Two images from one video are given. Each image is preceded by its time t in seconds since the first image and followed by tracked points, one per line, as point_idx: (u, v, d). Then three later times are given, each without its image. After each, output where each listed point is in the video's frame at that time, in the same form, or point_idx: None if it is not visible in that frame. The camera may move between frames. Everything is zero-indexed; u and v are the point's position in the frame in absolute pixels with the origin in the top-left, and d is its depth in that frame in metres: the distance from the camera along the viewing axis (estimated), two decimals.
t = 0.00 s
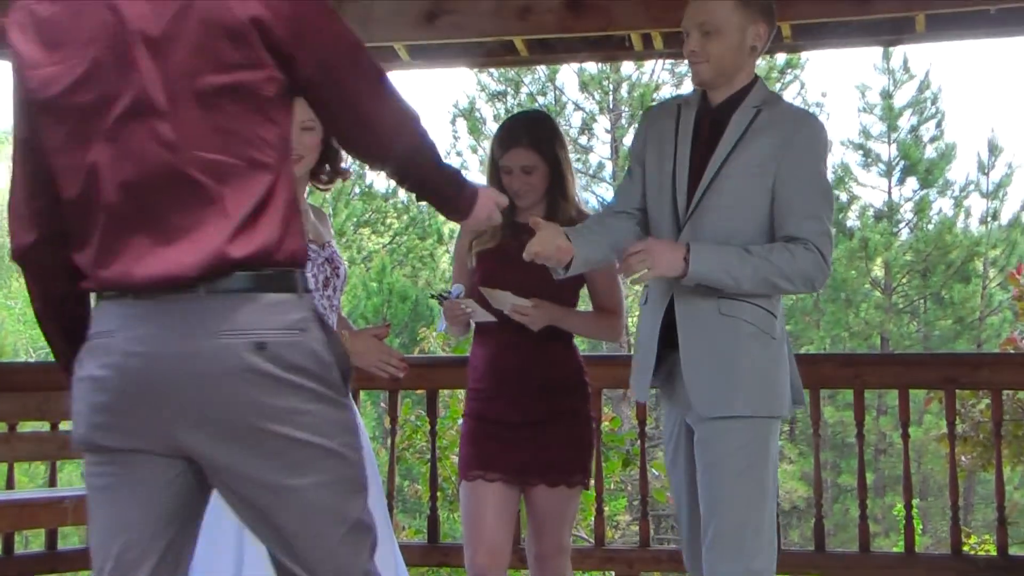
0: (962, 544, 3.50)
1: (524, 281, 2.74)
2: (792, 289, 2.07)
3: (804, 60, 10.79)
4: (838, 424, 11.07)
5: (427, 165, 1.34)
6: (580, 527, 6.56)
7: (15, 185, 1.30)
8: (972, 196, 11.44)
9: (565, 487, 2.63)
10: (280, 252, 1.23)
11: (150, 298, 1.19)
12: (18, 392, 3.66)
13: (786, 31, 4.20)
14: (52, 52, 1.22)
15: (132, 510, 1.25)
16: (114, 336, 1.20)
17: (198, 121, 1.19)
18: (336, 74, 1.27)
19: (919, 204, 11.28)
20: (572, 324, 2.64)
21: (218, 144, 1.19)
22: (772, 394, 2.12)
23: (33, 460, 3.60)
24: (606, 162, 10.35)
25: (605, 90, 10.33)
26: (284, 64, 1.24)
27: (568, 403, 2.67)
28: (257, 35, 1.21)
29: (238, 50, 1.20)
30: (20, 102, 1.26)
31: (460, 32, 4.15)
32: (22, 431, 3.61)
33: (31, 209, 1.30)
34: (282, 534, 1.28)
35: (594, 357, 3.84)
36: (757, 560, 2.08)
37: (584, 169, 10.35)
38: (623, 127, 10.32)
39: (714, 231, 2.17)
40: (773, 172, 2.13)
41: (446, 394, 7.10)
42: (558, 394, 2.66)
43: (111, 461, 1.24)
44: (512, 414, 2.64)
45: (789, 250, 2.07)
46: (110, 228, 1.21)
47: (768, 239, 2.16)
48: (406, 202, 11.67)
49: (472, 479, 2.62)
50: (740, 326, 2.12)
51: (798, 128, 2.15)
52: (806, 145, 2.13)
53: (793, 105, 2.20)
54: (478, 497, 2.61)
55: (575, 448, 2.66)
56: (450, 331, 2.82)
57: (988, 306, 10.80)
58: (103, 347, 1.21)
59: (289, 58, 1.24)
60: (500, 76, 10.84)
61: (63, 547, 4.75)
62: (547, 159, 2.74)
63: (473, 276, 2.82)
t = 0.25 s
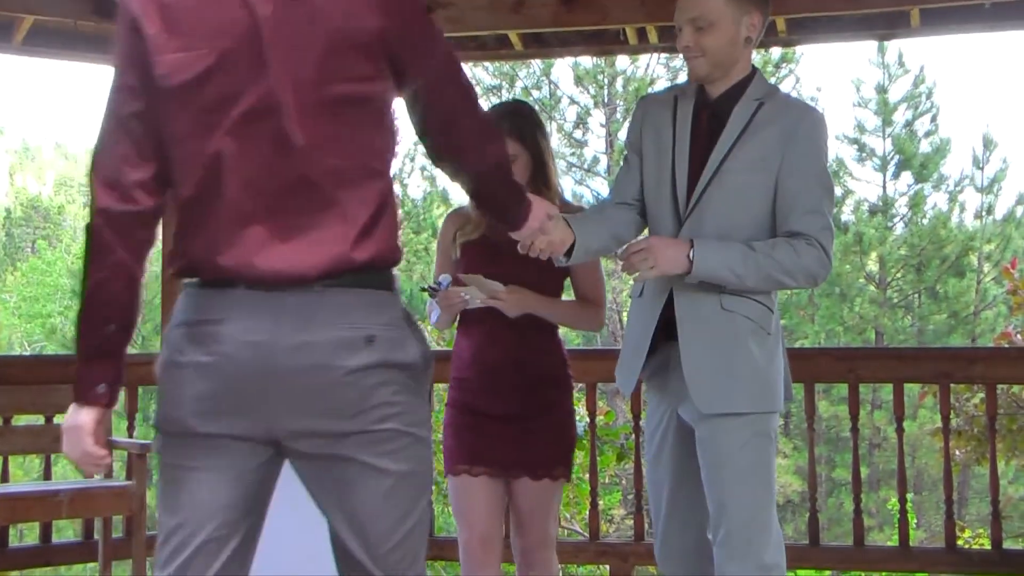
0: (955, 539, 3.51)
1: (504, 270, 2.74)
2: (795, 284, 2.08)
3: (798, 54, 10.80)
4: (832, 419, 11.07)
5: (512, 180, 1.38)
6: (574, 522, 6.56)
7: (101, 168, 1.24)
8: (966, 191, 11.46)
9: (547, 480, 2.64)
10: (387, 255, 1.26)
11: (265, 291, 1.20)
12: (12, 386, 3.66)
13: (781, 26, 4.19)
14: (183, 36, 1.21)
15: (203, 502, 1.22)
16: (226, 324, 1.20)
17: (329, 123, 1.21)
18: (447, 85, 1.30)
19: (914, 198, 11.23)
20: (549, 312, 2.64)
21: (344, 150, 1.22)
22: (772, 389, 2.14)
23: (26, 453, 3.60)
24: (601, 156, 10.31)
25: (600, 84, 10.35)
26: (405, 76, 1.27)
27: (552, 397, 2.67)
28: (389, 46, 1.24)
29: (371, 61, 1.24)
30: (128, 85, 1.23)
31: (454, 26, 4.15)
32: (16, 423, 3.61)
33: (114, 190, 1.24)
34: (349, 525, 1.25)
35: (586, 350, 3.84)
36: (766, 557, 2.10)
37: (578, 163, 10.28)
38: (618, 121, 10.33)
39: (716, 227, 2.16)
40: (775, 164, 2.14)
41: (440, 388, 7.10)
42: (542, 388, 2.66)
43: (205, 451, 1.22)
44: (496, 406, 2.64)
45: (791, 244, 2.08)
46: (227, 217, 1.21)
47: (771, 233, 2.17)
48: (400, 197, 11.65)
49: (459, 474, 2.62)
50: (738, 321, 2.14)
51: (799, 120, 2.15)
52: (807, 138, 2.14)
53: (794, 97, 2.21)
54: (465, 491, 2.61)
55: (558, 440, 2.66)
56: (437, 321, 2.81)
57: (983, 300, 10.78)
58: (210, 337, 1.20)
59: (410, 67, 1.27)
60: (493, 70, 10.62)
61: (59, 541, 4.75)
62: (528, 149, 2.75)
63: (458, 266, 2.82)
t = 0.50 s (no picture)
0: (952, 536, 3.50)
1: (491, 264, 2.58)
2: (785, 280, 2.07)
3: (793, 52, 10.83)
4: (828, 415, 11.08)
5: (562, 207, 1.40)
6: (569, 518, 6.57)
7: (186, 130, 1.19)
8: (962, 188, 11.40)
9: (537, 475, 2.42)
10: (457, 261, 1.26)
11: (349, 278, 1.19)
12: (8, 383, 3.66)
13: (777, 23, 4.17)
14: (301, 11, 1.20)
15: (263, 480, 1.19)
16: (304, 306, 1.18)
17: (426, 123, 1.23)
18: (531, 107, 1.33)
19: (910, 196, 11.13)
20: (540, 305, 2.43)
21: (431, 148, 1.24)
22: (765, 387, 2.13)
23: (21, 450, 3.60)
24: (597, 153, 10.32)
25: (596, 81, 10.34)
26: (494, 91, 1.30)
27: (541, 393, 2.48)
28: (491, 59, 1.28)
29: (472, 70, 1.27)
30: (228, 56, 1.20)
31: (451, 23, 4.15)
32: (11, 420, 3.61)
33: (205, 147, 1.18)
34: (395, 507, 1.23)
35: (581, 346, 3.84)
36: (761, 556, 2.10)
37: (574, 160, 10.30)
38: (614, 118, 10.32)
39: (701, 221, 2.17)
40: (765, 160, 2.13)
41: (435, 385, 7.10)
42: (532, 381, 2.47)
43: (272, 437, 1.19)
44: (485, 398, 2.45)
45: (782, 240, 2.07)
46: (317, 197, 1.19)
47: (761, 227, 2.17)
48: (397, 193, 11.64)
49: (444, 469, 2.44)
50: (729, 319, 2.13)
51: (793, 116, 2.14)
52: (799, 133, 2.12)
53: (788, 93, 2.19)
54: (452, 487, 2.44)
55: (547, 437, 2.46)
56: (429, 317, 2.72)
57: (978, 298, 10.80)
58: (287, 320, 1.18)
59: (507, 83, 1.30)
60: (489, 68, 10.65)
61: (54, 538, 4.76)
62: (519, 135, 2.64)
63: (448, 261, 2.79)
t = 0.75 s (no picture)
0: (949, 534, 3.51)
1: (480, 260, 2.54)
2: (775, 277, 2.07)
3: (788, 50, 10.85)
4: (824, 414, 11.08)
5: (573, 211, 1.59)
6: (566, 518, 6.57)
7: (250, 119, 1.27)
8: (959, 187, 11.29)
9: (533, 474, 2.43)
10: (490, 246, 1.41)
11: (399, 268, 1.32)
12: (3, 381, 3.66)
13: (773, 21, 4.17)
14: (364, 10, 1.30)
15: (298, 478, 1.30)
16: (357, 298, 1.30)
17: (471, 122, 1.38)
18: (551, 107, 1.49)
19: (906, 194, 11.12)
20: (533, 300, 2.41)
21: (481, 149, 1.39)
22: (759, 385, 2.13)
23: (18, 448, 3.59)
24: (592, 152, 10.33)
25: (592, 79, 10.35)
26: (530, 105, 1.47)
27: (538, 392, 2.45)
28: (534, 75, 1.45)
29: (508, 73, 1.42)
30: (293, 43, 1.28)
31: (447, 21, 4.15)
32: (7, 419, 3.61)
33: (270, 136, 1.26)
34: (429, 501, 1.36)
35: (577, 345, 3.84)
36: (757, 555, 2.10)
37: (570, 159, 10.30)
38: (609, 117, 10.31)
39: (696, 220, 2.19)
40: (755, 157, 2.14)
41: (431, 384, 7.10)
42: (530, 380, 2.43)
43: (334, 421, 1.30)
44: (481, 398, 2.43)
45: (773, 234, 2.07)
46: (377, 188, 1.31)
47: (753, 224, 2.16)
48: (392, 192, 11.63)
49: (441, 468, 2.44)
50: (721, 316, 2.13)
51: (783, 109, 2.14)
52: (790, 127, 2.12)
53: (779, 91, 2.19)
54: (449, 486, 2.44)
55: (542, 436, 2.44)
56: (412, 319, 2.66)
57: (974, 296, 10.82)
58: (341, 312, 1.29)
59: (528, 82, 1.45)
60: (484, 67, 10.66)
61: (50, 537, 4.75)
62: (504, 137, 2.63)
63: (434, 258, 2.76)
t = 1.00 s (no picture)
0: (946, 533, 3.51)
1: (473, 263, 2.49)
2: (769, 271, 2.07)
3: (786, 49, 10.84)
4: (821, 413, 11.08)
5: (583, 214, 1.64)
6: (563, 516, 6.57)
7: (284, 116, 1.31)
8: (956, 185, 11.37)
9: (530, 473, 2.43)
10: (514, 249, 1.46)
11: (425, 269, 1.37)
12: None
13: (771, 20, 4.18)
14: (398, 15, 1.35)
15: (321, 477, 1.34)
16: (386, 299, 1.34)
17: (500, 127, 1.42)
18: (568, 113, 1.54)
19: (903, 194, 11.14)
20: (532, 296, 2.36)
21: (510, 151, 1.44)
22: (760, 384, 2.13)
23: (15, 447, 3.59)
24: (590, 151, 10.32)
25: (589, 78, 10.35)
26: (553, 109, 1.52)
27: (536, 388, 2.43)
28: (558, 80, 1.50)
29: (538, 80, 1.46)
30: (330, 43, 1.32)
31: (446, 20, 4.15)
32: (5, 418, 3.60)
33: (307, 135, 1.30)
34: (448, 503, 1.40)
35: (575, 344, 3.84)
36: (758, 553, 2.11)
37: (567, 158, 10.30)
38: (608, 116, 10.27)
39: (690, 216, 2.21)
40: (745, 154, 2.15)
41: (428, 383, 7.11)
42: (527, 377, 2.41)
43: (360, 419, 1.34)
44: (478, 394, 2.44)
45: (768, 229, 2.08)
46: (405, 192, 1.36)
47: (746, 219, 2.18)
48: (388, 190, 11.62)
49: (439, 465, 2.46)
50: (721, 314, 2.13)
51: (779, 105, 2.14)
52: (785, 121, 2.13)
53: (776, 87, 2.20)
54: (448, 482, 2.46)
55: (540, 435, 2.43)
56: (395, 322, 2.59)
57: (972, 296, 10.84)
58: (370, 314, 1.34)
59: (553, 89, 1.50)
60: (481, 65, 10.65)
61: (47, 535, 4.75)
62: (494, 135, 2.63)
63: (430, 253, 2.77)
